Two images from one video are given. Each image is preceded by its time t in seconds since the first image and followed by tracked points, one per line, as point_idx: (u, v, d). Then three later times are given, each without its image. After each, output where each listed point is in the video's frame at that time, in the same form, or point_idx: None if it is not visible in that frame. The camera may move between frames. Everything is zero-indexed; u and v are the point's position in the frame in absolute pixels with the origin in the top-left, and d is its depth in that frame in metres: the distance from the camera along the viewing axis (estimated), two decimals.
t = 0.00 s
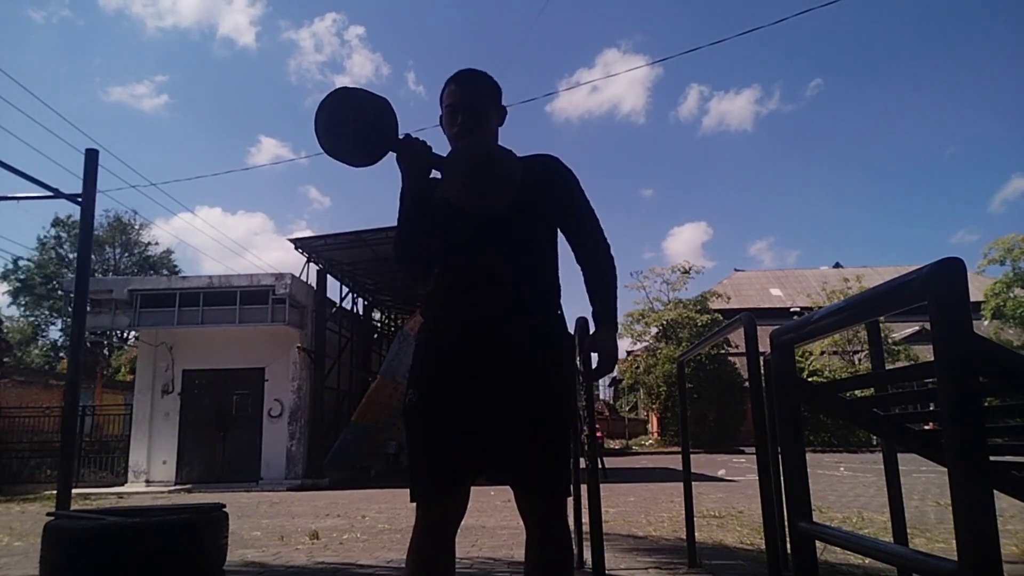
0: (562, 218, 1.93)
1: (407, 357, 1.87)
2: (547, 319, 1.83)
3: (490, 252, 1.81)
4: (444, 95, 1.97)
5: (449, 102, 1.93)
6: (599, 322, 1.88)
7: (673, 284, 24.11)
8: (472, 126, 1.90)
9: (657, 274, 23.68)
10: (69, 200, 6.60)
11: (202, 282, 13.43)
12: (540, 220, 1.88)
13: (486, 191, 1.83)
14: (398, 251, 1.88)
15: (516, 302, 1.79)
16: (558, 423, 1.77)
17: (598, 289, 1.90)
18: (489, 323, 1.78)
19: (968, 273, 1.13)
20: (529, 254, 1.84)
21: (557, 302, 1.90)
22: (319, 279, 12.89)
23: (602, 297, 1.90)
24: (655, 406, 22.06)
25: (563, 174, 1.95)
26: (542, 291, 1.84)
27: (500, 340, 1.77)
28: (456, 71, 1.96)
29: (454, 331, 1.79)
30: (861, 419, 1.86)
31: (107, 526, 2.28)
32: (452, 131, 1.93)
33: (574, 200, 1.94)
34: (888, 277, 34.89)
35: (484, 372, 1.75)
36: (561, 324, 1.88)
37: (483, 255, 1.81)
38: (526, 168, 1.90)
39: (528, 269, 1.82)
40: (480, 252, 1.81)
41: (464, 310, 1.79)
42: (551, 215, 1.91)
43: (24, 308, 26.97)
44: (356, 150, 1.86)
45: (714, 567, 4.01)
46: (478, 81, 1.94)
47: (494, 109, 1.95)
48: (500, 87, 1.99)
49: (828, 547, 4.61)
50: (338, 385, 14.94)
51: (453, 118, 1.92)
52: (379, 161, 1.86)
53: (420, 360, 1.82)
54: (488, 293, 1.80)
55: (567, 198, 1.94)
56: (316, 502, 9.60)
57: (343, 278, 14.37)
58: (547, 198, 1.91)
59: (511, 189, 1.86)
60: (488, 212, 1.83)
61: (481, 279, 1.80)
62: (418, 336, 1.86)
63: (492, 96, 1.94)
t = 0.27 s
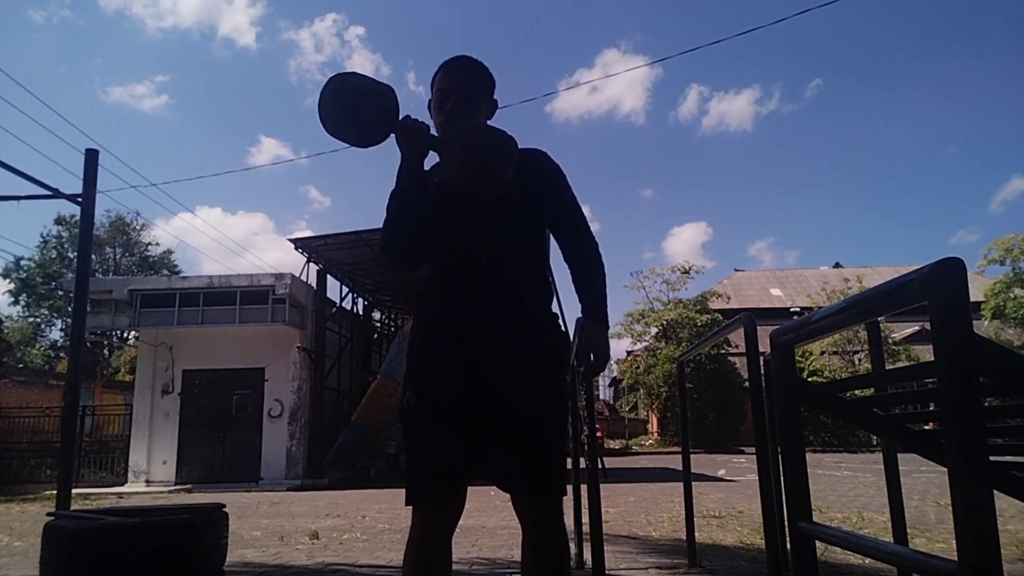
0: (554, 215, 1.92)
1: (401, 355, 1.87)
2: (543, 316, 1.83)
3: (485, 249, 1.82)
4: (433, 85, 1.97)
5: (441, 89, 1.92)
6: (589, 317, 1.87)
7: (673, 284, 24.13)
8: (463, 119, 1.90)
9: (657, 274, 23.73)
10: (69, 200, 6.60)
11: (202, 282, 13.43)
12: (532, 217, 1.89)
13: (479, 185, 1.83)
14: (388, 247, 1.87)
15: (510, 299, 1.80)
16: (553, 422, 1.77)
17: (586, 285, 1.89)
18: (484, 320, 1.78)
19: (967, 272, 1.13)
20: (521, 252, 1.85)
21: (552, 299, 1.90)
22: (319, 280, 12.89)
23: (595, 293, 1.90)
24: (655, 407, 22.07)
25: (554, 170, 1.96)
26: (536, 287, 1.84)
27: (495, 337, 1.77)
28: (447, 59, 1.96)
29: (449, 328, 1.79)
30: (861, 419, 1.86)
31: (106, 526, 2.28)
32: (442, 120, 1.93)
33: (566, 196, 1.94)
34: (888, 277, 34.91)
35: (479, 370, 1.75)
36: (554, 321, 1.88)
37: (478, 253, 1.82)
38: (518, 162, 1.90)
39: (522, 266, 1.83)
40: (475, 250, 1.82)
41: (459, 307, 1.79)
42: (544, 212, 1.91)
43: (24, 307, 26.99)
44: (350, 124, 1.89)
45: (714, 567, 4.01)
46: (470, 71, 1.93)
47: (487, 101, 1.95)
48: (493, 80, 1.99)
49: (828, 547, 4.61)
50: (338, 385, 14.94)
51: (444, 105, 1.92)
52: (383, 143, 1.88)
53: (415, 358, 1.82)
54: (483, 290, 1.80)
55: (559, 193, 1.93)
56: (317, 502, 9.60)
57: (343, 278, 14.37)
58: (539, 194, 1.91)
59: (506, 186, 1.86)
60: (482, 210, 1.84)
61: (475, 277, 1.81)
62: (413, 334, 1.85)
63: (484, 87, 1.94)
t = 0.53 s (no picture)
0: (549, 214, 1.92)
1: (398, 355, 1.86)
2: (539, 315, 1.84)
3: (482, 249, 1.82)
4: (427, 83, 1.98)
5: (436, 85, 1.93)
6: (584, 317, 1.87)
7: (673, 284, 24.13)
8: (458, 116, 1.91)
9: (657, 273, 23.74)
10: (69, 201, 6.60)
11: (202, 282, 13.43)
12: (527, 216, 1.89)
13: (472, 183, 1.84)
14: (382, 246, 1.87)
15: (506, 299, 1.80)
16: (549, 422, 1.76)
17: (577, 285, 1.88)
18: (480, 320, 1.78)
19: (967, 272, 1.13)
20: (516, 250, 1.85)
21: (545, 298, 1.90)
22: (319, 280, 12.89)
23: (590, 289, 1.89)
24: (655, 406, 22.06)
25: (549, 167, 1.95)
26: (532, 286, 1.84)
27: (492, 336, 1.77)
28: (441, 56, 1.97)
29: (445, 328, 1.79)
30: (861, 420, 1.86)
31: (107, 526, 2.28)
32: (436, 118, 1.93)
33: (560, 193, 1.94)
34: (888, 277, 34.91)
35: (476, 370, 1.75)
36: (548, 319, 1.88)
37: (475, 251, 1.82)
38: (512, 161, 1.90)
39: (519, 263, 1.83)
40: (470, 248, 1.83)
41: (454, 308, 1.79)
42: (539, 209, 1.91)
43: (25, 307, 27.01)
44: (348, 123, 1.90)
45: (714, 567, 4.01)
46: (462, 70, 1.94)
47: (480, 99, 1.95)
48: (487, 77, 1.99)
49: (828, 547, 4.61)
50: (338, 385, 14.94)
51: (438, 101, 1.93)
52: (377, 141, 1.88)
53: (412, 358, 1.81)
54: (479, 289, 1.80)
55: (554, 191, 1.93)
56: (317, 502, 9.59)
57: (343, 278, 14.37)
58: (535, 192, 1.91)
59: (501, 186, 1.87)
60: (480, 211, 1.84)
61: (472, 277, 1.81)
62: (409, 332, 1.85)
63: (478, 84, 1.95)
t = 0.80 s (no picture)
0: (547, 214, 1.91)
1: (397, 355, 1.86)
2: (539, 316, 1.84)
3: (481, 250, 1.82)
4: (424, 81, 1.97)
5: (433, 85, 1.92)
6: (583, 318, 1.85)
7: (673, 284, 24.13)
8: (455, 116, 1.90)
9: (657, 273, 23.75)
10: (69, 201, 6.60)
11: (202, 282, 13.43)
12: (526, 217, 1.89)
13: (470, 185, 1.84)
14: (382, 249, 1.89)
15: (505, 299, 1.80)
16: (548, 423, 1.76)
17: (576, 285, 1.88)
18: (479, 320, 1.78)
19: (968, 273, 1.13)
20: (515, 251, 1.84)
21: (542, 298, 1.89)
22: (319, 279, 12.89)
23: (589, 290, 1.88)
24: (655, 407, 22.07)
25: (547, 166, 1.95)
26: (530, 287, 1.84)
27: (490, 337, 1.77)
28: (438, 55, 1.96)
29: (445, 328, 1.79)
30: (861, 419, 1.86)
31: (107, 527, 2.28)
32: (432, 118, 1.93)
33: (559, 193, 1.93)
34: (888, 277, 34.92)
35: (474, 371, 1.75)
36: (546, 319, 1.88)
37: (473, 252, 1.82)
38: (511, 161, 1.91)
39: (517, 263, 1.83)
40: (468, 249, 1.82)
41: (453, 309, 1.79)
42: (537, 208, 1.91)
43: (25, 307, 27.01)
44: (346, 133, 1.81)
45: (714, 567, 4.01)
46: (460, 68, 1.93)
47: (478, 99, 1.95)
48: (484, 75, 1.99)
49: (828, 547, 4.61)
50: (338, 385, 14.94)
51: (434, 101, 1.91)
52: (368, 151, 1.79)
53: (411, 358, 1.82)
54: (478, 289, 1.80)
55: (553, 192, 1.93)
56: (317, 502, 9.59)
57: (343, 278, 14.37)
58: (534, 192, 1.91)
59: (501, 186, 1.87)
60: (480, 212, 1.83)
61: (471, 278, 1.81)
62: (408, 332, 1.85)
63: (475, 82, 1.94)
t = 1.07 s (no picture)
0: (547, 213, 1.92)
1: (397, 355, 1.87)
2: (538, 315, 1.83)
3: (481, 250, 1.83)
4: (423, 78, 1.97)
5: (432, 82, 1.92)
6: (581, 318, 1.85)
7: (673, 284, 24.13)
8: (455, 112, 1.91)
9: (657, 273, 23.77)
10: (69, 201, 6.60)
11: (202, 282, 13.43)
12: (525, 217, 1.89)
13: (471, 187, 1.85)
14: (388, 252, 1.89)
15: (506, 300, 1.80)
16: (546, 422, 1.76)
17: (576, 283, 1.88)
18: (478, 320, 1.78)
19: (969, 273, 1.13)
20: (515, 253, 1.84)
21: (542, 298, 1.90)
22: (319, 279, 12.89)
23: (588, 289, 1.88)
24: (655, 407, 22.07)
25: (547, 164, 1.95)
26: (530, 288, 1.84)
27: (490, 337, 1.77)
28: (438, 49, 1.96)
29: (445, 328, 1.79)
30: (862, 420, 1.86)
31: (108, 527, 2.28)
32: (433, 115, 1.93)
33: (559, 192, 1.94)
34: (888, 277, 34.92)
35: (474, 370, 1.75)
36: (546, 319, 1.88)
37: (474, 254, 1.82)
38: (511, 159, 1.91)
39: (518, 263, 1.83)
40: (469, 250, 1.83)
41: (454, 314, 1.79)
42: (537, 208, 1.91)
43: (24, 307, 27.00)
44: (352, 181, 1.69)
45: (714, 568, 4.01)
46: (460, 64, 1.93)
47: (477, 97, 1.95)
48: (485, 72, 1.99)
49: (828, 547, 4.61)
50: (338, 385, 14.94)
51: (435, 97, 1.92)
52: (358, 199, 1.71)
53: (411, 358, 1.82)
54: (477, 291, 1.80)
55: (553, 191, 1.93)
56: (316, 502, 9.58)
57: (343, 278, 14.37)
58: (534, 191, 1.91)
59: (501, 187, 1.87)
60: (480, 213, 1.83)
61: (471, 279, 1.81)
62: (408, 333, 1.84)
63: (476, 79, 1.95)
